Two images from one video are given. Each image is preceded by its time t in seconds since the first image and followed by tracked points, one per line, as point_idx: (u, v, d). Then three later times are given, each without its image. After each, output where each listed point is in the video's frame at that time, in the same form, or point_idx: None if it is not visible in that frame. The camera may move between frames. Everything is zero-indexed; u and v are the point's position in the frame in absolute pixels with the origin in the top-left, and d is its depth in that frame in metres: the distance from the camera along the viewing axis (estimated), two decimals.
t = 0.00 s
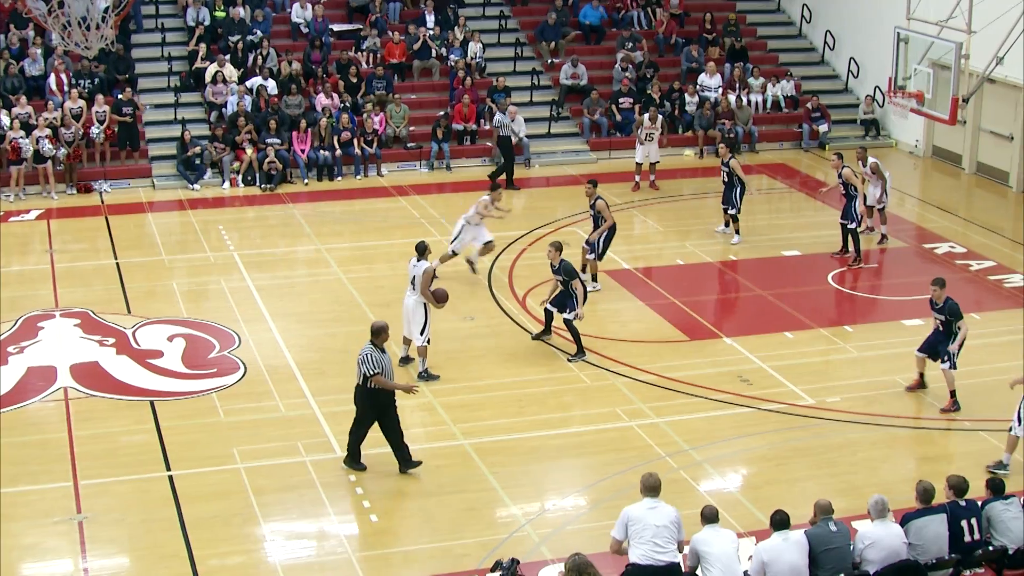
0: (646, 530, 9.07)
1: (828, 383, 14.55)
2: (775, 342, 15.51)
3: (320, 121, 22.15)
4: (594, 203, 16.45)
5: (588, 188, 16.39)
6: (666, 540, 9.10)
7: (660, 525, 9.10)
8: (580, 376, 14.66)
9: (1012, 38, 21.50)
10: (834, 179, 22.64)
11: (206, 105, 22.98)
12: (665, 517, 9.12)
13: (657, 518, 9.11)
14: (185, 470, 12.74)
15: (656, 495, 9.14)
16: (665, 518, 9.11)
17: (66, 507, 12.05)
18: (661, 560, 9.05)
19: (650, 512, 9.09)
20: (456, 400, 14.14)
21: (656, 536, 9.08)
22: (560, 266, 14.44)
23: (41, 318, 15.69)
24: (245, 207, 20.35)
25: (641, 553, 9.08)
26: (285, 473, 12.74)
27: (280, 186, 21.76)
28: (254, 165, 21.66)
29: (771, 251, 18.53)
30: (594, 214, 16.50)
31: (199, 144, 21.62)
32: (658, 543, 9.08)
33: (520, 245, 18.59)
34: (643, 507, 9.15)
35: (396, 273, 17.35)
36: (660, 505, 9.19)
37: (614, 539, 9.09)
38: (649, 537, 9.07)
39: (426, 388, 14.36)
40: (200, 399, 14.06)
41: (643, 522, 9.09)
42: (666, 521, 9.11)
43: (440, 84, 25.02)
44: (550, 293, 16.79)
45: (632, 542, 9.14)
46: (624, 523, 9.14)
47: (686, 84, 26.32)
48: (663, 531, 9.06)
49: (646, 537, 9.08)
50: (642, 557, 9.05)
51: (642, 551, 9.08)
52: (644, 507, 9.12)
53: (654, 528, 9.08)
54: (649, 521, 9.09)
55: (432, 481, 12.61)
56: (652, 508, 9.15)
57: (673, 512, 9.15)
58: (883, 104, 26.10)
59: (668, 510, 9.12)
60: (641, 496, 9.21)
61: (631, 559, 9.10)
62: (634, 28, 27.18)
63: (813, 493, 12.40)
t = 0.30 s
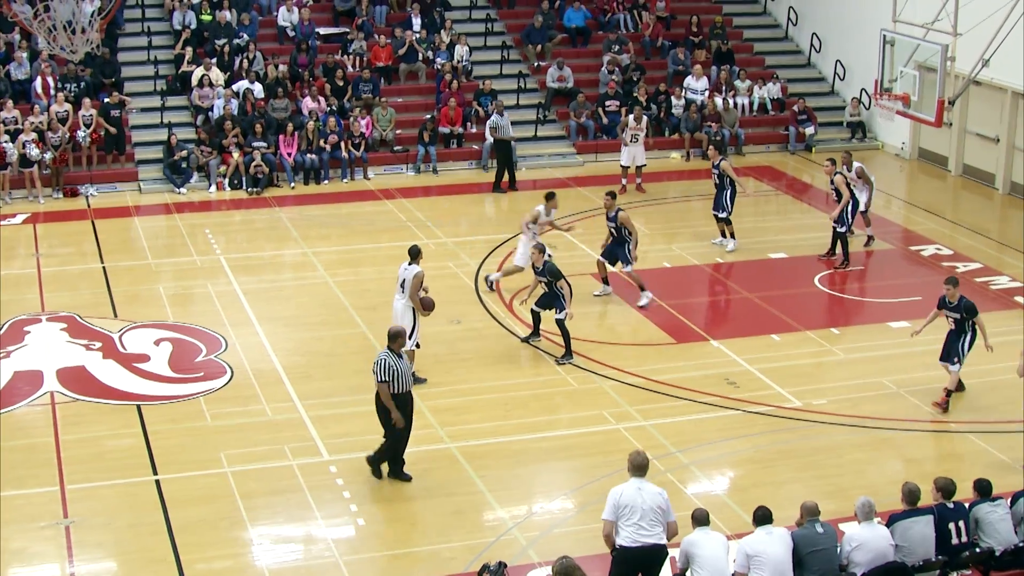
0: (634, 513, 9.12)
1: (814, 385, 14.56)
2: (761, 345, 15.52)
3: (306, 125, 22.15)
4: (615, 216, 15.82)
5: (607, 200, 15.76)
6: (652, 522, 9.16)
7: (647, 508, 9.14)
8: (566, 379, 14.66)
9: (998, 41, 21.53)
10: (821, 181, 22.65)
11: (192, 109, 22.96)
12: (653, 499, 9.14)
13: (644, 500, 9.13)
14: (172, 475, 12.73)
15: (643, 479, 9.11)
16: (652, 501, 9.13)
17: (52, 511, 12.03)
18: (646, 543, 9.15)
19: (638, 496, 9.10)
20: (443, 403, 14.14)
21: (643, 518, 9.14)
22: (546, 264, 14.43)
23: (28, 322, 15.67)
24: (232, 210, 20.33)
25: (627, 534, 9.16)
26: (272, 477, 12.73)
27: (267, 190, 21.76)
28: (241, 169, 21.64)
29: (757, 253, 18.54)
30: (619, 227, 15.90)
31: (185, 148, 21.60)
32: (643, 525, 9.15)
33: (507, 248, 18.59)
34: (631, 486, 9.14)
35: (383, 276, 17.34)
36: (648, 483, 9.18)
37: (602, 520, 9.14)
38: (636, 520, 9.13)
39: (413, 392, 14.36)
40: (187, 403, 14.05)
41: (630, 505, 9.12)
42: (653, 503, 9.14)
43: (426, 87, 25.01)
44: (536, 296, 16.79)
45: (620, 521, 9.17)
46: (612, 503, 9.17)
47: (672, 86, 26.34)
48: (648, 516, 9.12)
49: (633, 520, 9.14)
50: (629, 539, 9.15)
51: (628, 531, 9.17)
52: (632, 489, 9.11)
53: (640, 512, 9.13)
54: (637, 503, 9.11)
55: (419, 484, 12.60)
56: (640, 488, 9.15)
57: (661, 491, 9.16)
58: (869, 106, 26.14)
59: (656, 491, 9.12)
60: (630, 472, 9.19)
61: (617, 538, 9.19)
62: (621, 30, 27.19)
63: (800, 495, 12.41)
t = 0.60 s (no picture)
0: (624, 507, 9.19)
1: (804, 387, 14.57)
2: (751, 347, 15.53)
3: (295, 128, 22.13)
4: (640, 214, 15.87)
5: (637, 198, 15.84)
6: (640, 515, 9.24)
7: (636, 502, 9.20)
8: (556, 381, 14.66)
9: (986, 44, 21.58)
10: (810, 184, 22.67)
11: (181, 112, 22.94)
12: (642, 492, 9.19)
13: (633, 494, 9.19)
14: (163, 478, 12.73)
15: (632, 473, 9.12)
16: (641, 495, 9.19)
17: (43, 515, 12.02)
18: (633, 535, 9.25)
19: (627, 491, 9.15)
20: (433, 406, 14.14)
21: (631, 511, 9.21)
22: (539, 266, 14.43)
23: (17, 326, 15.65)
24: (221, 214, 20.32)
25: (615, 526, 9.25)
26: (262, 480, 12.73)
27: (256, 193, 21.75)
28: (230, 172, 21.62)
29: (747, 255, 18.56)
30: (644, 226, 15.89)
31: (175, 151, 21.57)
32: (631, 518, 9.24)
33: (497, 251, 18.59)
34: (620, 480, 9.18)
35: (372, 279, 17.34)
36: (638, 476, 9.20)
37: (590, 514, 9.20)
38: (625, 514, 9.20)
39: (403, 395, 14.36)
40: (178, 406, 14.04)
41: (619, 500, 9.17)
42: (642, 496, 9.20)
43: (416, 90, 25.01)
44: (525, 299, 16.80)
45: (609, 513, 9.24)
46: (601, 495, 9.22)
47: (662, 89, 26.36)
48: (639, 509, 9.20)
49: (621, 514, 9.21)
50: (616, 532, 9.24)
51: (617, 523, 9.25)
52: (621, 484, 9.15)
53: (629, 506, 9.20)
54: (626, 497, 9.17)
55: (410, 488, 12.61)
56: (629, 480, 9.19)
57: (650, 483, 9.20)
58: (858, 108, 26.16)
59: (645, 486, 9.17)
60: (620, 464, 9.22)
61: (604, 530, 9.28)
62: (610, 33, 27.19)
63: (790, 496, 12.43)
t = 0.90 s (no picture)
0: (619, 503, 9.17)
1: (799, 386, 14.58)
2: (746, 346, 15.53)
3: (289, 128, 22.12)
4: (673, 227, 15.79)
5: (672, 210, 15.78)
6: (633, 512, 9.22)
7: (628, 498, 9.19)
8: (551, 381, 14.65)
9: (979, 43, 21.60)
10: (804, 183, 22.68)
11: (175, 112, 22.92)
12: (636, 489, 9.17)
13: (627, 491, 9.17)
14: (157, 478, 12.72)
15: (627, 470, 9.10)
16: (634, 491, 9.17)
17: (38, 515, 12.01)
18: (627, 532, 9.24)
19: (622, 488, 9.13)
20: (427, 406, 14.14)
21: (625, 508, 9.20)
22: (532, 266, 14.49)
23: (11, 326, 15.63)
24: (214, 214, 20.31)
25: (608, 523, 9.23)
26: (257, 480, 12.72)
27: (249, 193, 21.75)
28: (223, 172, 21.62)
29: (741, 255, 18.56)
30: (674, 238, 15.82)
31: (168, 151, 21.55)
32: (624, 515, 9.22)
33: (491, 250, 18.59)
34: (614, 476, 9.16)
35: (366, 279, 17.33)
36: (630, 471, 9.18)
37: (584, 511, 9.18)
38: (619, 510, 9.18)
39: (398, 394, 14.35)
40: (172, 406, 14.04)
41: (613, 498, 9.15)
42: (636, 492, 9.18)
43: (410, 90, 25.00)
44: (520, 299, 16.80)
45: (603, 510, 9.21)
46: (594, 492, 9.19)
47: (656, 89, 26.37)
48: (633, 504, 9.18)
49: (615, 511, 9.19)
50: (609, 529, 9.22)
51: (611, 520, 9.23)
52: (616, 481, 9.13)
53: (623, 502, 9.18)
54: (619, 494, 9.15)
55: (405, 487, 12.60)
56: (622, 477, 9.17)
57: (644, 479, 9.17)
58: (852, 108, 26.17)
59: (640, 484, 9.14)
60: (613, 461, 9.19)
61: (598, 526, 9.26)
62: (604, 33, 27.20)
63: (784, 496, 12.43)
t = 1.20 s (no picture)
0: (621, 504, 8.92)
1: (801, 391, 14.19)
2: (747, 349, 15.16)
3: (278, 126, 21.72)
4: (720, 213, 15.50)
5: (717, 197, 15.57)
6: (635, 513, 8.97)
7: (631, 500, 8.93)
8: (547, 386, 14.27)
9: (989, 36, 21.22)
10: (806, 182, 22.31)
11: (160, 110, 22.52)
12: (640, 491, 8.91)
13: (631, 493, 8.92)
14: (141, 487, 12.33)
15: (630, 471, 8.85)
16: (637, 493, 8.91)
17: (17, 525, 11.62)
18: (627, 534, 8.99)
19: (624, 489, 8.88)
20: (420, 412, 13.75)
21: (627, 510, 8.94)
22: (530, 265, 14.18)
23: None
24: (201, 214, 19.92)
25: (609, 524, 8.99)
26: (244, 488, 12.33)
27: (237, 193, 21.35)
28: (210, 172, 21.23)
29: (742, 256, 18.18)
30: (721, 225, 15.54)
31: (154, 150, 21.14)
32: (625, 517, 8.97)
33: (484, 252, 18.21)
34: (617, 476, 8.91)
35: (356, 281, 16.95)
36: (636, 473, 8.92)
37: (586, 509, 8.95)
38: (621, 512, 8.93)
39: (389, 400, 13.97)
40: (157, 412, 13.65)
41: (615, 498, 8.91)
42: (640, 495, 8.93)
43: (402, 87, 24.61)
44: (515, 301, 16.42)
45: (604, 510, 8.97)
46: (597, 490, 8.95)
47: (654, 86, 25.99)
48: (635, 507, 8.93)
49: (616, 511, 8.95)
50: (609, 530, 8.98)
51: (612, 521, 8.99)
52: (620, 482, 8.88)
53: (625, 503, 8.93)
54: (622, 495, 8.90)
55: (396, 496, 12.21)
56: (626, 477, 8.91)
57: (649, 481, 8.92)
58: (856, 105, 25.81)
59: (643, 486, 8.88)
60: (619, 460, 8.95)
61: (599, 526, 9.02)
62: (600, 28, 26.83)
63: (787, 504, 12.05)
